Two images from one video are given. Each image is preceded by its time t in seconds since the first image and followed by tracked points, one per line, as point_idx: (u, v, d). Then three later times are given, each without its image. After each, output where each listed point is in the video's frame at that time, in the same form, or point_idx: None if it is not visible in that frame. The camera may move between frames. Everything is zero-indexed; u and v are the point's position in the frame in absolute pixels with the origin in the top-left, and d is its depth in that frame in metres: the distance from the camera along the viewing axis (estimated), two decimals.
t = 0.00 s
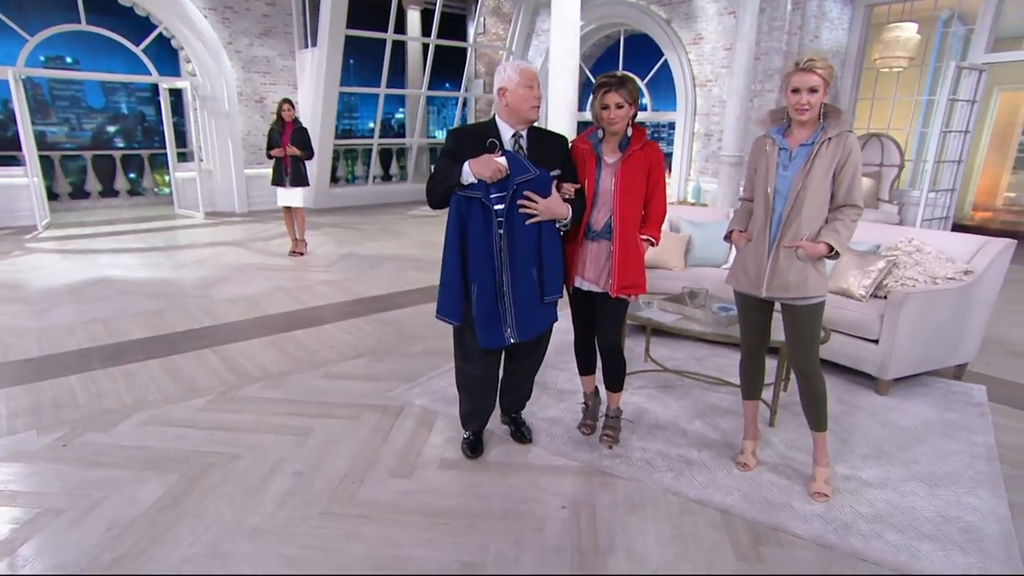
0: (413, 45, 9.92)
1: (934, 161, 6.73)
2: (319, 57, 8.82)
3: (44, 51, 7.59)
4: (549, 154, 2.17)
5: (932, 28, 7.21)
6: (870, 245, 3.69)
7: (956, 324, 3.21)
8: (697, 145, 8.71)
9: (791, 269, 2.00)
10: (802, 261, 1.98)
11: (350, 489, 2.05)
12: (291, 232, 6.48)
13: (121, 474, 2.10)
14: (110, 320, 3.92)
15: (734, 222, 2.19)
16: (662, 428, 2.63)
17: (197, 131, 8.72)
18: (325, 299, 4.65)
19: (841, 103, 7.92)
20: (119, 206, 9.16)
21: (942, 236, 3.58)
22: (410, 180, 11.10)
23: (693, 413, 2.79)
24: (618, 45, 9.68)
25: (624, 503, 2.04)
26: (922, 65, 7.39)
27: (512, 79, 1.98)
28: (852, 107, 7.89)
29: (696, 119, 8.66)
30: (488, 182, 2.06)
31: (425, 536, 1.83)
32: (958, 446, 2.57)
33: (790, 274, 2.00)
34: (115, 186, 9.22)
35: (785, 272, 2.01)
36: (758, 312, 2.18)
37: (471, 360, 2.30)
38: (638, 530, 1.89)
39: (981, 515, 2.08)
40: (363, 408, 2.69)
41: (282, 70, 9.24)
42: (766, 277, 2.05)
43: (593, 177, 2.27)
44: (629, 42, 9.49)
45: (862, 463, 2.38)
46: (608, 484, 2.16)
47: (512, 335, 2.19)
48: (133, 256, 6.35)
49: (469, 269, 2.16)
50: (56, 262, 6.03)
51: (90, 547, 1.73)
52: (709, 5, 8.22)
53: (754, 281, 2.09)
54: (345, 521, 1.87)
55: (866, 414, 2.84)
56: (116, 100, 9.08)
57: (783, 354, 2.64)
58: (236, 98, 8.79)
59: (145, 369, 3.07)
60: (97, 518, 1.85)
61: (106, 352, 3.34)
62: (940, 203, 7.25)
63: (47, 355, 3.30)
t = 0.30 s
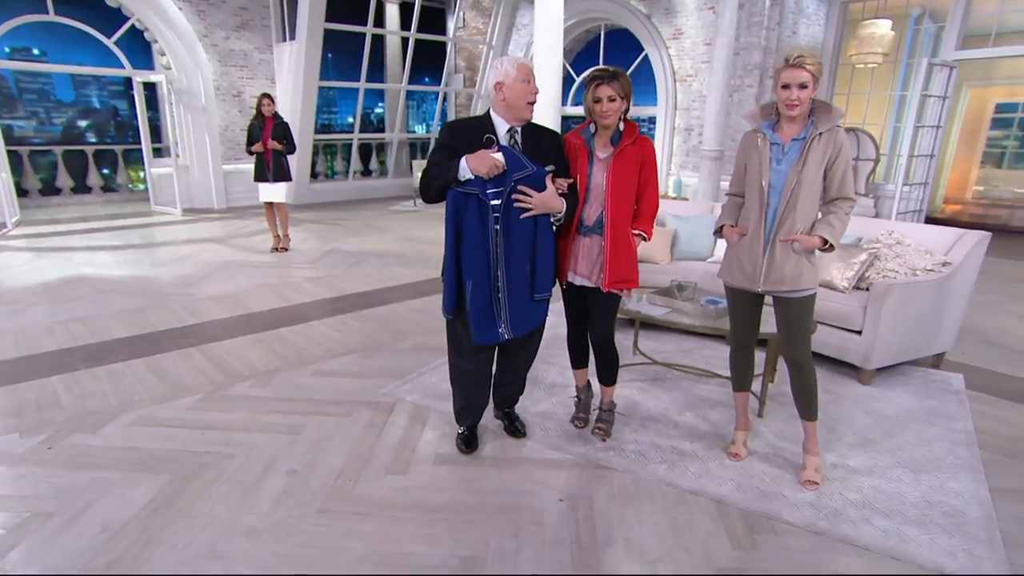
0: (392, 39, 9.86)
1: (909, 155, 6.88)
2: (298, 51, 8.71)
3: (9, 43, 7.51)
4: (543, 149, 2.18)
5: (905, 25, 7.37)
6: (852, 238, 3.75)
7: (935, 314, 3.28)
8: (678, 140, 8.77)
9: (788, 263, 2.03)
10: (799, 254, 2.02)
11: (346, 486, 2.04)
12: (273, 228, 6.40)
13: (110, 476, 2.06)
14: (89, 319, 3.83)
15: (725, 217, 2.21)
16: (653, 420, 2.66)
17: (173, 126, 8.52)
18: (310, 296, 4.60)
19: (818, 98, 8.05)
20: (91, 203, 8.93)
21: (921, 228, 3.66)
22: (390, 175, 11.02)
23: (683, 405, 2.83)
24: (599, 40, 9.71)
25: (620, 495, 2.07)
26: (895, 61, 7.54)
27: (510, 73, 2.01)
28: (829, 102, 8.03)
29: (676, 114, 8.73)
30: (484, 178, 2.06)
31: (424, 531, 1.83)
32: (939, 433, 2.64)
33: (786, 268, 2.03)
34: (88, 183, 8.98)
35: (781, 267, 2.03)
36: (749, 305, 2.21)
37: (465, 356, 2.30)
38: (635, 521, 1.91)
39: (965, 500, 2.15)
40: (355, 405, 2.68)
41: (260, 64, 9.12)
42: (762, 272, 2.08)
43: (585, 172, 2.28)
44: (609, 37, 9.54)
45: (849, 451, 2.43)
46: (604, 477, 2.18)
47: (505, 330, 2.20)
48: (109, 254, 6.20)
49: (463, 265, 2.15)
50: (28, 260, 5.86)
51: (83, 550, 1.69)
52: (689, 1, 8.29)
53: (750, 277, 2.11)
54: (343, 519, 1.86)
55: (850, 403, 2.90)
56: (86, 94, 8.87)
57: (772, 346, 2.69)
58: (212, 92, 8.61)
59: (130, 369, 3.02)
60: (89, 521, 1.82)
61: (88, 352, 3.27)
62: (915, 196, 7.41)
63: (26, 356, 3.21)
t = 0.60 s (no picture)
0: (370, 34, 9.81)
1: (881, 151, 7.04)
2: (275, 46, 8.61)
3: None
4: (536, 148, 2.20)
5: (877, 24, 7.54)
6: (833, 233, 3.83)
7: (914, 307, 3.37)
8: (657, 136, 8.85)
9: (785, 259, 2.06)
10: (794, 250, 2.07)
11: (343, 486, 2.03)
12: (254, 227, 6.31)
13: (100, 481, 2.03)
14: (67, 322, 3.74)
15: (716, 214, 2.23)
16: (644, 414, 2.70)
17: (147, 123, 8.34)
18: (295, 295, 4.55)
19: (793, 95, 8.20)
20: (62, 202, 8.69)
21: (898, 223, 3.76)
22: (370, 172, 10.93)
23: (673, 399, 2.87)
24: (578, 36, 9.75)
25: (615, 489, 2.09)
26: (867, 60, 7.71)
27: (504, 73, 2.02)
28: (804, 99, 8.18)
29: (656, 111, 8.80)
30: (479, 177, 2.07)
31: (424, 530, 1.83)
32: (920, 423, 2.72)
33: (783, 264, 2.07)
34: (58, 180, 8.76)
35: (778, 263, 2.07)
36: (740, 301, 2.24)
37: (459, 355, 2.30)
38: (631, 515, 1.94)
39: (947, 486, 2.21)
40: (347, 405, 2.67)
41: (235, 60, 9.02)
42: (759, 269, 2.10)
43: (577, 170, 2.31)
44: (588, 34, 9.59)
45: (835, 442, 2.49)
46: (599, 472, 2.20)
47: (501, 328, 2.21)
48: (84, 254, 6.06)
49: (459, 264, 2.16)
50: None
51: (76, 557, 1.66)
52: None
53: (748, 274, 2.13)
54: (341, 519, 1.86)
55: (834, 395, 2.96)
56: (54, 89, 8.56)
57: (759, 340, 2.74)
58: (187, 88, 8.44)
59: (114, 371, 2.96)
60: (81, 527, 1.79)
61: (68, 355, 3.20)
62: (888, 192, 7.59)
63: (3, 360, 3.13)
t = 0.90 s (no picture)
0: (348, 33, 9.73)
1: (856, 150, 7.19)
2: (252, 45, 8.50)
3: None
4: (530, 150, 2.22)
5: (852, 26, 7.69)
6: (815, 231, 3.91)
7: (895, 302, 3.45)
8: (637, 135, 8.92)
9: (777, 258, 2.12)
10: (785, 250, 2.14)
11: (340, 489, 2.03)
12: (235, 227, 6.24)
13: (91, 489, 1.99)
14: (46, 327, 3.66)
15: (707, 215, 2.26)
16: (637, 412, 2.73)
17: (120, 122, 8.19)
18: (279, 296, 4.50)
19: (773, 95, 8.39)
20: (31, 203, 8.48)
21: (877, 221, 3.84)
22: (349, 172, 10.84)
23: (663, 396, 2.91)
24: (557, 36, 9.78)
25: (612, 487, 2.12)
26: (840, 60, 7.85)
27: (498, 74, 2.04)
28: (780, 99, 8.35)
29: (636, 110, 8.87)
30: (475, 180, 2.08)
31: (425, 531, 1.83)
32: (903, 415, 2.79)
33: (776, 263, 2.12)
34: (27, 181, 8.55)
35: (771, 263, 2.13)
36: (731, 299, 2.29)
37: (454, 357, 2.31)
38: (629, 512, 1.97)
39: (931, 476, 2.28)
40: (340, 407, 2.65)
41: (211, 59, 8.80)
42: (753, 269, 2.15)
43: (572, 171, 2.33)
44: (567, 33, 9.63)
45: (822, 435, 2.55)
46: (595, 470, 2.23)
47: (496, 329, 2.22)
48: (58, 256, 5.92)
49: (454, 266, 2.17)
50: None
51: (71, 567, 1.64)
52: None
53: (742, 274, 2.17)
54: (341, 522, 1.85)
55: (820, 389, 3.03)
56: (21, 88, 8.36)
57: (747, 337, 2.79)
58: (162, 87, 8.28)
59: (98, 377, 2.91)
60: (75, 537, 1.76)
61: (49, 360, 3.13)
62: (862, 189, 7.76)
63: None
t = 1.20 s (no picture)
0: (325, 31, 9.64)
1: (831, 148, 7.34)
2: (228, 43, 8.38)
3: None
4: (523, 150, 2.23)
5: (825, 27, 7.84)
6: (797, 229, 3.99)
7: (876, 298, 3.53)
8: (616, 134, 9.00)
9: (766, 257, 2.16)
10: (774, 248, 2.18)
11: (337, 493, 2.02)
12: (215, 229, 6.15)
13: (82, 498, 1.96)
14: (23, 333, 3.57)
15: (697, 215, 2.29)
16: (628, 409, 2.76)
17: (92, 122, 7.99)
18: (263, 299, 4.45)
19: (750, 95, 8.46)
20: None
21: (857, 218, 3.94)
22: (327, 172, 10.75)
23: (653, 393, 2.95)
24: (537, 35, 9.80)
25: (607, 485, 2.14)
26: (815, 60, 8.15)
27: (490, 76, 2.05)
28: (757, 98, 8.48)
29: (615, 109, 8.93)
30: (469, 182, 2.09)
31: (424, 533, 1.83)
32: (885, 408, 2.86)
33: (764, 262, 2.16)
34: None
35: (759, 262, 2.16)
36: (720, 297, 2.32)
37: (447, 357, 2.31)
38: (625, 509, 1.99)
39: (915, 467, 2.34)
40: (332, 410, 2.64)
41: (186, 57, 8.62)
42: (742, 267, 2.19)
43: (564, 171, 2.35)
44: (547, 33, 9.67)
45: (809, 429, 2.61)
46: (590, 468, 2.25)
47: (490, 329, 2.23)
48: (31, 260, 5.76)
49: (449, 267, 2.18)
50: None
51: None
52: None
53: (731, 273, 2.21)
54: (339, 526, 1.84)
55: (805, 384, 3.09)
56: None
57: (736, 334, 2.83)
58: (135, 86, 8.12)
59: (82, 384, 2.85)
60: (67, 548, 1.72)
61: (30, 367, 3.06)
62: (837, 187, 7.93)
63: None
